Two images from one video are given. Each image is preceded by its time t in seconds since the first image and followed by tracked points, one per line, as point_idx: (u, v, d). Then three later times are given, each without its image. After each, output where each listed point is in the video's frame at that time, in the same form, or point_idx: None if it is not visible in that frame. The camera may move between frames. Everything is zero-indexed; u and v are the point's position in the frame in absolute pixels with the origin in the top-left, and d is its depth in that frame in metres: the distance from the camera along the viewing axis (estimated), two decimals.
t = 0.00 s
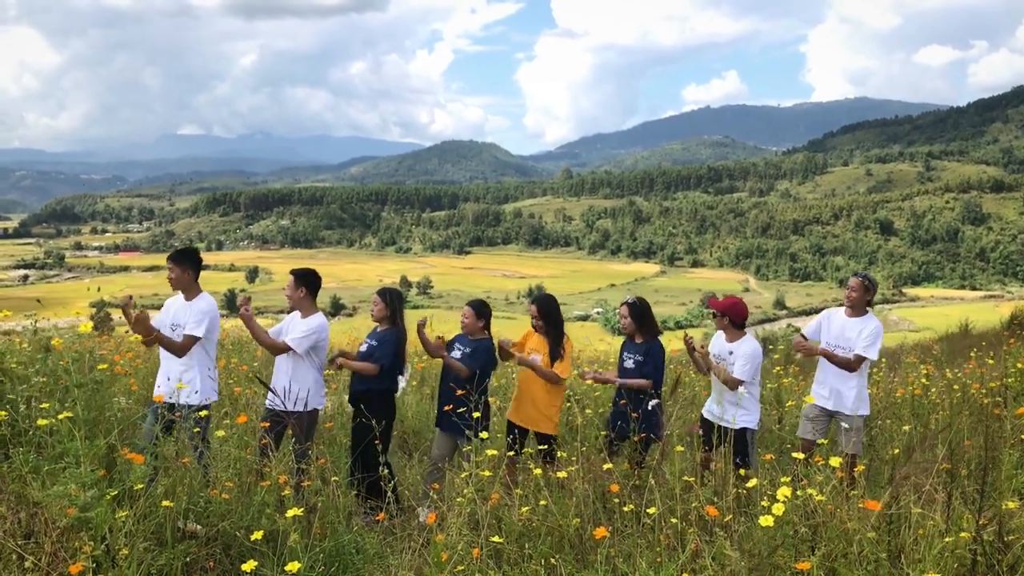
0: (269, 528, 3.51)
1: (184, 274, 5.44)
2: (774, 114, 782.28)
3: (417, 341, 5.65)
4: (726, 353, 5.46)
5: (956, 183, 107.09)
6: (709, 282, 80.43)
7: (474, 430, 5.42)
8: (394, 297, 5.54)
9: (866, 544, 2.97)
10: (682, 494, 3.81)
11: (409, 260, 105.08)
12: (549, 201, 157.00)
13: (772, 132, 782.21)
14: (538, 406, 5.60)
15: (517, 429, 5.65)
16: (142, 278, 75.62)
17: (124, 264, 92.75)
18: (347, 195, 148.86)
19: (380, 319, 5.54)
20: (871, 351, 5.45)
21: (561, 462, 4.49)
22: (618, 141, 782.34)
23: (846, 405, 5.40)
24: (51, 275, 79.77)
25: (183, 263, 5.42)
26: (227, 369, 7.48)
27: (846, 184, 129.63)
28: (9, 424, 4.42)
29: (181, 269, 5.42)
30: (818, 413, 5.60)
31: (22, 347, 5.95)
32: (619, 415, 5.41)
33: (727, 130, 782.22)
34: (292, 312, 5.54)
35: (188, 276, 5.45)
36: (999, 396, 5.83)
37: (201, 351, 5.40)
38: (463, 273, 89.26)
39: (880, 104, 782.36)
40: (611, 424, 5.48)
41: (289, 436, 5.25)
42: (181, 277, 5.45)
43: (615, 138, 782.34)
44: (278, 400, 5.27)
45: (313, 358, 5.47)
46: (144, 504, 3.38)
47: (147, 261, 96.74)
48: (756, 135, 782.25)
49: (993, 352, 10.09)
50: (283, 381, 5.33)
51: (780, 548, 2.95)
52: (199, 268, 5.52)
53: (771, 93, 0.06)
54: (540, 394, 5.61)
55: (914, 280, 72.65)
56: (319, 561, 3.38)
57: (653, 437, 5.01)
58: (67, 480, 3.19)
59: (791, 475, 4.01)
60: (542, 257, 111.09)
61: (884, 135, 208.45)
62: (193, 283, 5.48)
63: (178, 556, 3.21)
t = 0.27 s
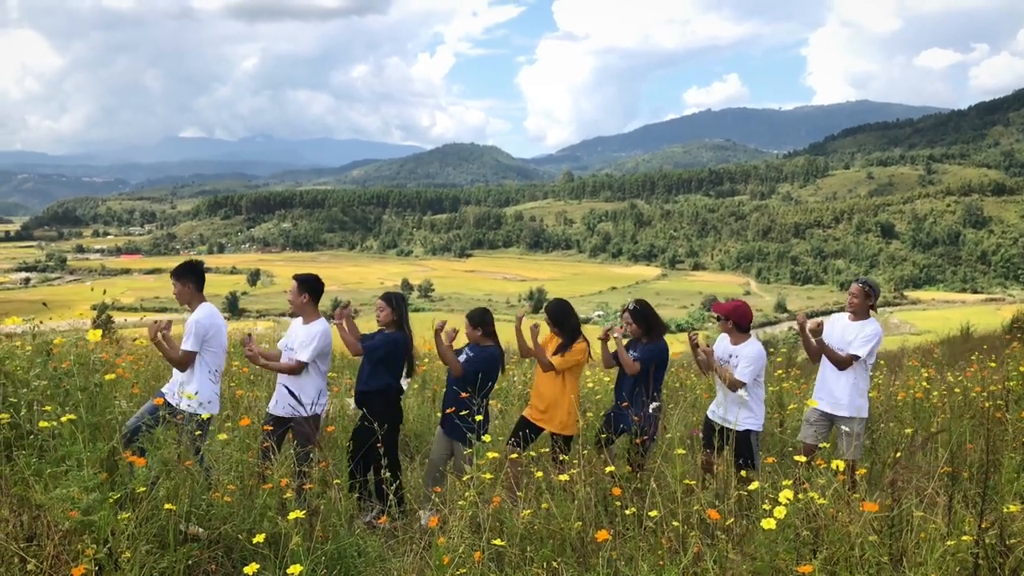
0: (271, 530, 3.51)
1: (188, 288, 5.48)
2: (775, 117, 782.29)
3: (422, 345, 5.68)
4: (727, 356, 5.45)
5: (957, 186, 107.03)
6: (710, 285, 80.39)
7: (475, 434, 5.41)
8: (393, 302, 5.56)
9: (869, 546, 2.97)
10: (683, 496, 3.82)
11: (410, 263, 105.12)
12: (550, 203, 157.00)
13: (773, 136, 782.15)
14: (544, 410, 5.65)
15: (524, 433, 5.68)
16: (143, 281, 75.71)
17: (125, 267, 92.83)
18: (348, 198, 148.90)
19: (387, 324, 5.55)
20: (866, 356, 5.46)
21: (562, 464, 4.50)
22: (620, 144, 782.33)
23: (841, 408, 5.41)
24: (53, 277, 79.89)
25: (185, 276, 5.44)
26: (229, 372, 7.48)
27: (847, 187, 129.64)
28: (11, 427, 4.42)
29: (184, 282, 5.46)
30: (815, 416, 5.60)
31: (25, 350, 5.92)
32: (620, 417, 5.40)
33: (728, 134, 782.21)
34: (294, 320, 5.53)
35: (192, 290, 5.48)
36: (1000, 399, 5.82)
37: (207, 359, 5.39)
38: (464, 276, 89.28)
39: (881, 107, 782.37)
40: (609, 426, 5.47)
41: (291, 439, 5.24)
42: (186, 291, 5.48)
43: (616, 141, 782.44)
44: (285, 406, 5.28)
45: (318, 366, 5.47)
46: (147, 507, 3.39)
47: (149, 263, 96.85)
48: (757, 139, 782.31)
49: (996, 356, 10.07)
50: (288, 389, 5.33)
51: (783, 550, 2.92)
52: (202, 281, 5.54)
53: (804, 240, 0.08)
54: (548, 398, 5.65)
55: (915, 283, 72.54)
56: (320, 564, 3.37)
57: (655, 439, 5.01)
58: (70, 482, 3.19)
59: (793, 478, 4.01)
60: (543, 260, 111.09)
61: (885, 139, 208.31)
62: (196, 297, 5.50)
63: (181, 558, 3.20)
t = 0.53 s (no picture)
0: (271, 535, 3.50)
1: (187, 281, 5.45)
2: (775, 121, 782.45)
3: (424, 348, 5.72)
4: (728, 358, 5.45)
5: (957, 190, 107.06)
6: (710, 289, 80.34)
7: (475, 438, 5.39)
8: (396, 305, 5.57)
9: (869, 550, 2.95)
10: (684, 501, 3.82)
11: (410, 267, 105.12)
12: (550, 207, 157.00)
13: (773, 140, 782.27)
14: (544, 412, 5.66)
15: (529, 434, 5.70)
16: (144, 285, 75.68)
17: (125, 271, 92.83)
18: (348, 202, 148.95)
19: (391, 326, 5.58)
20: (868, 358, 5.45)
21: (563, 468, 4.49)
22: (619, 148, 782.48)
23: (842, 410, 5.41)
24: (53, 281, 79.90)
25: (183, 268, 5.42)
26: (229, 376, 7.48)
27: (847, 191, 129.67)
28: (12, 431, 4.41)
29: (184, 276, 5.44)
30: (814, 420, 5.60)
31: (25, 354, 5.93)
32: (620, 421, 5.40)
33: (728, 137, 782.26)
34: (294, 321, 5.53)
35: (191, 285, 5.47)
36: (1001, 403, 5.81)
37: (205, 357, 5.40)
38: (464, 280, 89.30)
39: (881, 111, 782.45)
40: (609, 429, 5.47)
41: (289, 443, 5.23)
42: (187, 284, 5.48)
43: (616, 145, 782.69)
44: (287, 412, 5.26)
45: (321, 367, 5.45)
46: (147, 511, 3.38)
47: (149, 267, 96.85)
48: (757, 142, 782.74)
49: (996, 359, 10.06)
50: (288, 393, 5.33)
51: (783, 554, 2.90)
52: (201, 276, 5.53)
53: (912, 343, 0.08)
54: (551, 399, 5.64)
55: (915, 286, 72.52)
56: (320, 568, 3.36)
57: (654, 443, 5.02)
58: (71, 487, 3.19)
59: (795, 483, 4.00)
60: (543, 263, 111.06)
61: (885, 143, 208.41)
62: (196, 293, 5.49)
63: (181, 562, 3.19)
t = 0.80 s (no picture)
0: (267, 539, 3.49)
1: (171, 287, 5.39)
2: (772, 124, 782.37)
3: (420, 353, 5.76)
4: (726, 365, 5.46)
5: (953, 193, 107.29)
6: (708, 292, 80.43)
7: (470, 441, 5.41)
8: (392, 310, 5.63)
9: (865, 554, 2.95)
10: (681, 505, 3.81)
11: (408, 270, 105.06)
12: (548, 210, 157.08)
13: (770, 143, 781.93)
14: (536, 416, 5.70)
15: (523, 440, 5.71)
16: (140, 289, 75.49)
17: (122, 275, 92.62)
18: (345, 205, 148.93)
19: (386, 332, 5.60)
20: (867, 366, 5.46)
21: (560, 470, 4.48)
22: (617, 151, 782.35)
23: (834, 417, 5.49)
24: (49, 285, 79.68)
25: (169, 272, 5.35)
26: (225, 380, 7.46)
27: (844, 195, 129.88)
28: (8, 436, 4.40)
29: (170, 282, 5.38)
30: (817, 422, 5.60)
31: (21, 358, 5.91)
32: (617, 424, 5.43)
33: (725, 141, 782.23)
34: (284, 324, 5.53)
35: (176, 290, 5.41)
36: (997, 405, 5.84)
37: (194, 368, 5.52)
38: (462, 284, 89.26)
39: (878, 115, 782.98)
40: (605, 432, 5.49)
41: (284, 446, 5.24)
42: (172, 289, 5.42)
43: (613, 149, 782.68)
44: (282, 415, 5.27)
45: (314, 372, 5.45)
46: (143, 515, 3.36)
47: (146, 271, 96.64)
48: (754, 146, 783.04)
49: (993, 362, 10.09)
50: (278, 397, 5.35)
51: (778, 554, 2.91)
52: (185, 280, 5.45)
53: (1018, 513, 0.06)
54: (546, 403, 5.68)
55: (912, 289, 72.69)
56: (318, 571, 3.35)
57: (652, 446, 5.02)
58: (68, 491, 3.18)
59: (794, 485, 4.00)
60: (540, 267, 111.04)
61: (881, 146, 208.90)
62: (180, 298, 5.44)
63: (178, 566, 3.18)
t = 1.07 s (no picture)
0: (261, 540, 3.46)
1: (160, 292, 5.20)
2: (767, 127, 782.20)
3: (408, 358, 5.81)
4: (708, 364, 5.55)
5: (946, 196, 107.78)
6: (702, 294, 80.68)
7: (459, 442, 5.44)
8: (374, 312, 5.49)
9: (858, 556, 2.95)
10: (674, 506, 3.82)
11: (402, 272, 105.00)
12: (542, 213, 157.23)
13: (764, 147, 781.58)
14: (517, 420, 5.65)
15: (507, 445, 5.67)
16: (134, 291, 75.33)
17: (115, 276, 92.40)
18: (339, 208, 148.75)
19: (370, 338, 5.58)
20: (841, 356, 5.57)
21: (554, 471, 4.48)
22: (611, 154, 782.94)
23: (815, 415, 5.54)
24: (42, 287, 79.45)
25: (159, 275, 5.17)
26: (220, 382, 7.44)
27: (838, 197, 130.33)
28: None
29: (160, 285, 5.19)
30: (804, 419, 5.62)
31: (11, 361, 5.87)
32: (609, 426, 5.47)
33: (719, 144, 782.18)
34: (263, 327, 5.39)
35: (167, 293, 5.22)
36: (991, 406, 5.86)
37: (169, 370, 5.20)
38: (456, 286, 89.27)
39: (872, 118, 782.27)
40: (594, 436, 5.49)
41: (275, 449, 5.22)
42: (160, 294, 5.22)
43: (608, 151, 783.05)
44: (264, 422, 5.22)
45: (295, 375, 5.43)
46: (136, 518, 3.36)
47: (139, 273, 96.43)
48: (748, 148, 781.59)
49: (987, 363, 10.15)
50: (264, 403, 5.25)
51: (773, 556, 2.90)
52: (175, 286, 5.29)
53: None
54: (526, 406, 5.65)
55: (905, 291, 72.98)
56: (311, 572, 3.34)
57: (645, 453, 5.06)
58: (58, 494, 3.15)
59: (786, 486, 4.00)
60: (535, 269, 111.12)
61: (874, 148, 209.81)
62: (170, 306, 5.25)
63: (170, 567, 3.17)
